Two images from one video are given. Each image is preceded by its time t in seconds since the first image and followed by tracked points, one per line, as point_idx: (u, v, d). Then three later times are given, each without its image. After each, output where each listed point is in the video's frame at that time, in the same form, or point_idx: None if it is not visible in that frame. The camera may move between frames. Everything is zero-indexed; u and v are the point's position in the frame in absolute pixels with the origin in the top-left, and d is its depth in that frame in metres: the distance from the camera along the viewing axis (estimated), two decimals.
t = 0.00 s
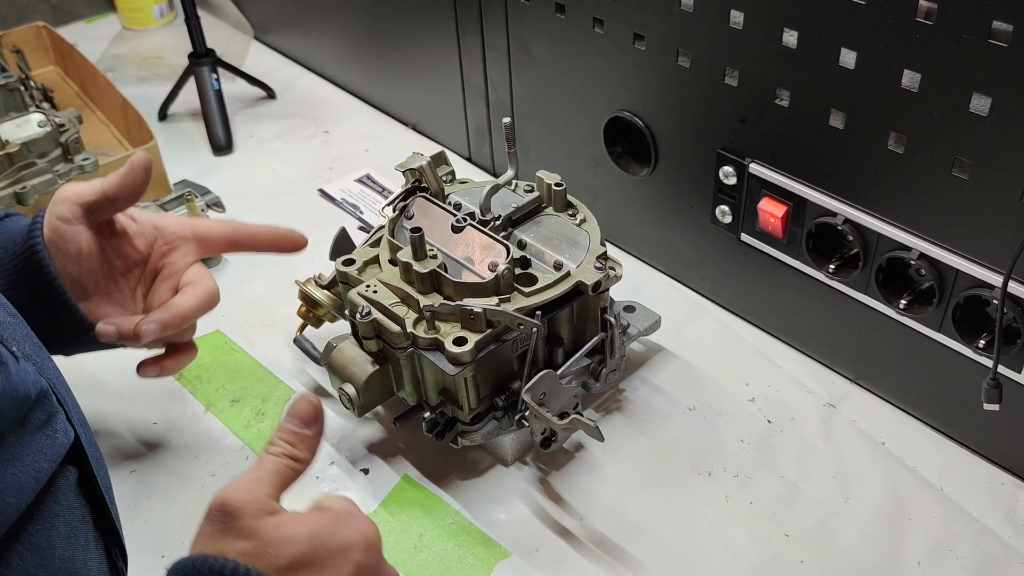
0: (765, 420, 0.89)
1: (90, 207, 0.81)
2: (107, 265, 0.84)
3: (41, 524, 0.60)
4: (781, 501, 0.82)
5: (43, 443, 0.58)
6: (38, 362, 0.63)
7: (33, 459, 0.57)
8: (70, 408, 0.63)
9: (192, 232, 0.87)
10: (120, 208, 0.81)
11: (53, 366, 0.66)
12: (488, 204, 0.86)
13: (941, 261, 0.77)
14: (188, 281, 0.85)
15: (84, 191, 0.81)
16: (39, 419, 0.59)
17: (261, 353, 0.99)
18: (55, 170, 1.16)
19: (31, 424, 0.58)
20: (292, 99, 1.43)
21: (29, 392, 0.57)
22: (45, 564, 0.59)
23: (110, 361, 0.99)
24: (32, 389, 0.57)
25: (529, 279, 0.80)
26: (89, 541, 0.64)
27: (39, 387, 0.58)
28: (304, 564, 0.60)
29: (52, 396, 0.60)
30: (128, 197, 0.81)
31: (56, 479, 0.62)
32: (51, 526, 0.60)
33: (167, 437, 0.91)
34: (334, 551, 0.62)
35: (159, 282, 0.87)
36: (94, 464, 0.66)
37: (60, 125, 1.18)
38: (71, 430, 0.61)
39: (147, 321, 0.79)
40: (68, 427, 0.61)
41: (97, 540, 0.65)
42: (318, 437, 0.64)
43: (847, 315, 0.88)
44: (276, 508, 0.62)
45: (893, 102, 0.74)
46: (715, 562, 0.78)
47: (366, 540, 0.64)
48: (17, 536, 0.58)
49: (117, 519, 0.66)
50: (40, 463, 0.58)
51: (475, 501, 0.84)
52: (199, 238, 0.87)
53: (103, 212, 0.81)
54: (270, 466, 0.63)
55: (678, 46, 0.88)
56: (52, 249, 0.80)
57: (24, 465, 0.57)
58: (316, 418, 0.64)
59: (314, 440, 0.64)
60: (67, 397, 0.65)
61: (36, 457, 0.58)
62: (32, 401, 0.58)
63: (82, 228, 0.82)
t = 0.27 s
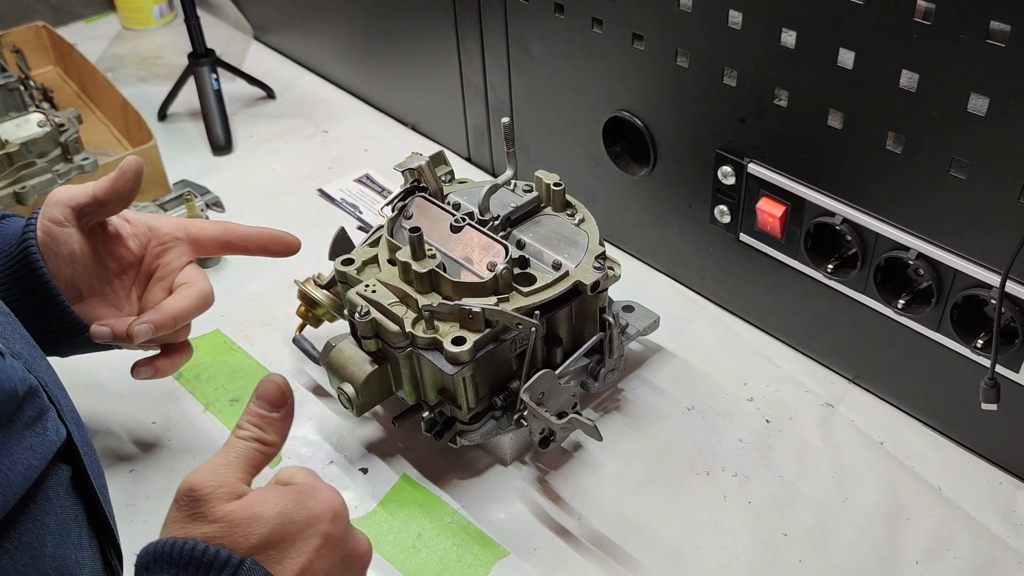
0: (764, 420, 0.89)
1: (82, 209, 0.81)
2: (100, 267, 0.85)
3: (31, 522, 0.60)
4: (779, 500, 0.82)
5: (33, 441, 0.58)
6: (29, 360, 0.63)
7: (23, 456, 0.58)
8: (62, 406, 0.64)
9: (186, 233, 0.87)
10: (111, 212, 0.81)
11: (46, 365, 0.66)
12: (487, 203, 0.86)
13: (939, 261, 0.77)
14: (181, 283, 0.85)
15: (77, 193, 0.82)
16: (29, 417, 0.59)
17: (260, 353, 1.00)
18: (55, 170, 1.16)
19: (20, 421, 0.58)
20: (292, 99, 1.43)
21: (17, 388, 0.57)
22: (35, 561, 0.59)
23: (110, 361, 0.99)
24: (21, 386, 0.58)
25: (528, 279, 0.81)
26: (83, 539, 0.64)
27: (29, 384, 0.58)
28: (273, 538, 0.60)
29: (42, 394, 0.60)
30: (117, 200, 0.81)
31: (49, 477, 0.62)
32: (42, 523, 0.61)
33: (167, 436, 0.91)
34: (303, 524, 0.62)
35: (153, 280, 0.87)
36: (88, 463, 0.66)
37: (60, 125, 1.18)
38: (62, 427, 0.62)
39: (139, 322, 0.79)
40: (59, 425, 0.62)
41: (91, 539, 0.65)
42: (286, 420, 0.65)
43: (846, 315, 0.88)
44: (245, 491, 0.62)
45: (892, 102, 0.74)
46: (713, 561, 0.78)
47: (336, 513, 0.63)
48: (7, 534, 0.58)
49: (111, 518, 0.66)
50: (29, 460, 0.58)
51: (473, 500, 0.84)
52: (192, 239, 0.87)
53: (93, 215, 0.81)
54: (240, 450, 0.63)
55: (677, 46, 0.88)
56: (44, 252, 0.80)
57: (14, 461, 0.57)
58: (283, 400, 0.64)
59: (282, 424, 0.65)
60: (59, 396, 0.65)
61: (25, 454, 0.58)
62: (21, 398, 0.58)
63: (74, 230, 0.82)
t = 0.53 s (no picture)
0: (764, 419, 0.89)
1: (81, 199, 0.82)
2: (98, 257, 0.85)
3: (25, 524, 0.59)
4: (779, 500, 0.82)
5: (25, 440, 0.58)
6: (19, 362, 0.63)
7: (15, 456, 0.57)
8: (53, 408, 0.64)
9: (180, 220, 0.87)
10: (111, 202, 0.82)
11: (38, 367, 0.66)
12: (487, 203, 0.86)
13: (939, 261, 0.77)
14: (187, 269, 0.87)
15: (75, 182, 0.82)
16: (18, 418, 0.59)
17: (261, 353, 1.00)
18: (55, 170, 1.16)
19: (10, 422, 0.58)
20: (293, 99, 1.43)
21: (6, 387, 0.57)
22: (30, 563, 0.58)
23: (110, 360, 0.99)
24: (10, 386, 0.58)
25: (528, 279, 0.81)
26: (79, 540, 0.63)
27: (17, 384, 0.59)
28: (251, 497, 0.53)
29: (32, 394, 0.60)
30: (119, 189, 0.82)
31: (41, 478, 0.62)
32: (36, 525, 0.60)
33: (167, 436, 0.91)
34: (281, 475, 0.55)
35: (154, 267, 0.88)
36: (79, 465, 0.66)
37: (60, 125, 1.18)
38: (53, 428, 0.62)
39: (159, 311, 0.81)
40: (50, 425, 0.62)
41: (87, 540, 0.65)
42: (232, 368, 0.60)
43: (846, 315, 0.89)
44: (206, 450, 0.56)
45: (892, 101, 0.74)
46: (713, 561, 0.78)
47: (310, 459, 0.56)
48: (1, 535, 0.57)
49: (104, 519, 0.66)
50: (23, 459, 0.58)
51: (474, 500, 0.84)
52: (188, 225, 0.87)
53: (94, 206, 0.82)
54: (190, 413, 0.57)
55: (677, 45, 0.88)
56: (44, 244, 0.80)
57: (8, 460, 0.56)
58: (225, 353, 0.61)
59: (229, 374, 0.60)
60: (51, 398, 0.65)
61: (17, 454, 0.57)
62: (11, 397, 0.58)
63: (74, 221, 0.82)
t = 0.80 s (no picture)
0: (764, 420, 0.89)
1: (68, 176, 0.75)
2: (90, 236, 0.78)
3: (29, 526, 0.59)
4: (778, 501, 0.82)
5: (27, 440, 0.58)
6: (19, 365, 0.63)
7: (18, 459, 0.57)
8: (51, 410, 0.64)
9: (168, 193, 0.79)
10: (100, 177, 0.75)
11: (37, 370, 0.67)
12: (487, 204, 0.86)
13: (939, 262, 0.77)
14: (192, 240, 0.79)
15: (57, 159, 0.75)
16: (21, 420, 0.59)
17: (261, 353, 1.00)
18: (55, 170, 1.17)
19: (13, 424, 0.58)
20: (293, 99, 1.43)
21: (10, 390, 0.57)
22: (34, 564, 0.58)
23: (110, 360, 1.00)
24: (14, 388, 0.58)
25: (528, 279, 0.81)
26: (79, 542, 0.63)
27: (21, 386, 0.59)
28: (239, 430, 0.45)
29: (33, 397, 0.61)
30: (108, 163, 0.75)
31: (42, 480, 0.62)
32: (39, 527, 0.60)
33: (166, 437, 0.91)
34: (269, 399, 0.46)
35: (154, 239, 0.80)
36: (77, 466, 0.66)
37: (60, 125, 1.18)
38: (53, 430, 0.62)
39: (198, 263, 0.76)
40: (50, 428, 0.62)
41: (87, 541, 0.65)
42: (155, 277, 0.49)
43: (846, 316, 0.89)
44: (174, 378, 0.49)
45: (891, 102, 0.74)
46: (712, 561, 0.78)
47: (303, 371, 0.47)
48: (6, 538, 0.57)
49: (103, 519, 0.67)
50: (25, 462, 0.58)
51: (473, 500, 0.84)
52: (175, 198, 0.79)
53: (82, 181, 0.75)
54: (144, 345, 0.49)
55: (677, 46, 0.88)
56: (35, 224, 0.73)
57: (11, 463, 0.57)
58: (141, 266, 0.48)
59: (160, 290, 0.49)
60: (50, 400, 0.66)
61: (20, 457, 0.58)
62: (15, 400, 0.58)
63: (64, 199, 0.75)
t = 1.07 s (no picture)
0: (765, 420, 0.90)
1: (51, 147, 0.76)
2: (76, 210, 0.78)
3: (45, 529, 0.60)
4: (779, 501, 0.82)
5: (46, 445, 0.58)
6: (35, 367, 0.63)
7: (37, 463, 0.58)
8: (66, 411, 0.64)
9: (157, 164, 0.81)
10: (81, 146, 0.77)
11: (49, 372, 0.66)
12: (489, 204, 0.86)
13: (939, 263, 0.77)
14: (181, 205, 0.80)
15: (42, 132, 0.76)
16: (40, 424, 0.59)
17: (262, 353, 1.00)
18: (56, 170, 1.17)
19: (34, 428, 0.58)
20: (293, 100, 1.43)
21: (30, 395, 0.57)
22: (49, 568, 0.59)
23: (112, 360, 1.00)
24: (34, 393, 0.58)
25: (529, 280, 0.81)
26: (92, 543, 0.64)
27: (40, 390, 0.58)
28: (263, 375, 0.44)
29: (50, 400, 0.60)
30: (86, 135, 0.76)
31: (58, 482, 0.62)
32: (56, 529, 0.61)
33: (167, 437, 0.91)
34: (292, 344, 0.45)
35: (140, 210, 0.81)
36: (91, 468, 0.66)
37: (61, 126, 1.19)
38: (70, 434, 0.62)
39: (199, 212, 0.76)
40: (67, 431, 0.61)
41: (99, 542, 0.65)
42: (189, 239, 0.45)
43: (846, 316, 0.89)
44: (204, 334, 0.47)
45: (892, 103, 0.74)
46: (714, 561, 0.78)
47: (324, 315, 0.45)
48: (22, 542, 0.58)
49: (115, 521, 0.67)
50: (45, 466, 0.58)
51: (475, 500, 0.84)
52: (167, 170, 0.80)
53: (64, 153, 0.76)
54: (173, 302, 0.46)
55: (677, 47, 0.88)
56: (17, 196, 0.73)
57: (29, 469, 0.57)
58: (170, 223, 0.44)
59: (192, 248, 0.46)
60: (64, 402, 0.65)
61: (40, 462, 0.58)
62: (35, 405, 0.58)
63: (46, 172, 0.76)
